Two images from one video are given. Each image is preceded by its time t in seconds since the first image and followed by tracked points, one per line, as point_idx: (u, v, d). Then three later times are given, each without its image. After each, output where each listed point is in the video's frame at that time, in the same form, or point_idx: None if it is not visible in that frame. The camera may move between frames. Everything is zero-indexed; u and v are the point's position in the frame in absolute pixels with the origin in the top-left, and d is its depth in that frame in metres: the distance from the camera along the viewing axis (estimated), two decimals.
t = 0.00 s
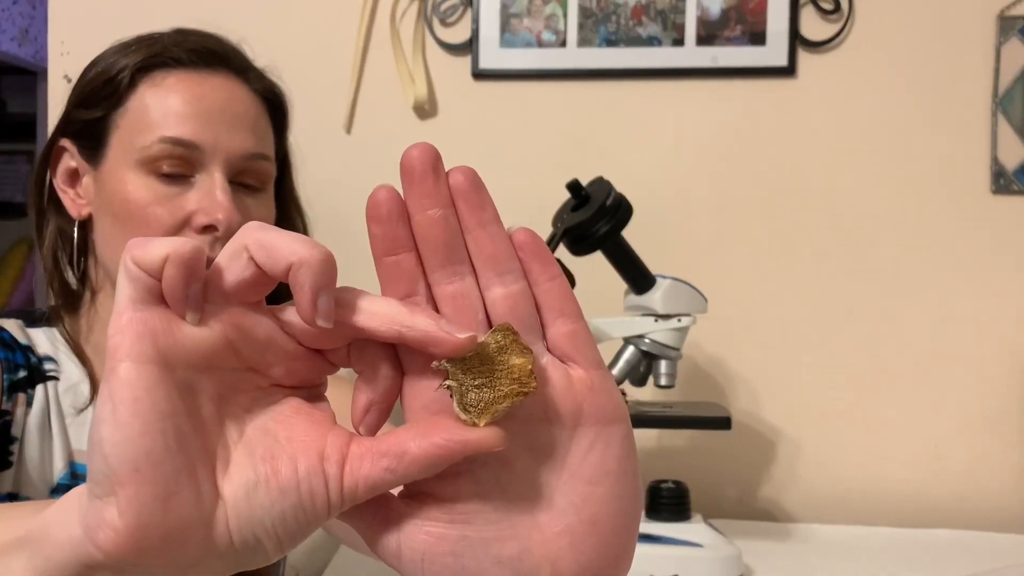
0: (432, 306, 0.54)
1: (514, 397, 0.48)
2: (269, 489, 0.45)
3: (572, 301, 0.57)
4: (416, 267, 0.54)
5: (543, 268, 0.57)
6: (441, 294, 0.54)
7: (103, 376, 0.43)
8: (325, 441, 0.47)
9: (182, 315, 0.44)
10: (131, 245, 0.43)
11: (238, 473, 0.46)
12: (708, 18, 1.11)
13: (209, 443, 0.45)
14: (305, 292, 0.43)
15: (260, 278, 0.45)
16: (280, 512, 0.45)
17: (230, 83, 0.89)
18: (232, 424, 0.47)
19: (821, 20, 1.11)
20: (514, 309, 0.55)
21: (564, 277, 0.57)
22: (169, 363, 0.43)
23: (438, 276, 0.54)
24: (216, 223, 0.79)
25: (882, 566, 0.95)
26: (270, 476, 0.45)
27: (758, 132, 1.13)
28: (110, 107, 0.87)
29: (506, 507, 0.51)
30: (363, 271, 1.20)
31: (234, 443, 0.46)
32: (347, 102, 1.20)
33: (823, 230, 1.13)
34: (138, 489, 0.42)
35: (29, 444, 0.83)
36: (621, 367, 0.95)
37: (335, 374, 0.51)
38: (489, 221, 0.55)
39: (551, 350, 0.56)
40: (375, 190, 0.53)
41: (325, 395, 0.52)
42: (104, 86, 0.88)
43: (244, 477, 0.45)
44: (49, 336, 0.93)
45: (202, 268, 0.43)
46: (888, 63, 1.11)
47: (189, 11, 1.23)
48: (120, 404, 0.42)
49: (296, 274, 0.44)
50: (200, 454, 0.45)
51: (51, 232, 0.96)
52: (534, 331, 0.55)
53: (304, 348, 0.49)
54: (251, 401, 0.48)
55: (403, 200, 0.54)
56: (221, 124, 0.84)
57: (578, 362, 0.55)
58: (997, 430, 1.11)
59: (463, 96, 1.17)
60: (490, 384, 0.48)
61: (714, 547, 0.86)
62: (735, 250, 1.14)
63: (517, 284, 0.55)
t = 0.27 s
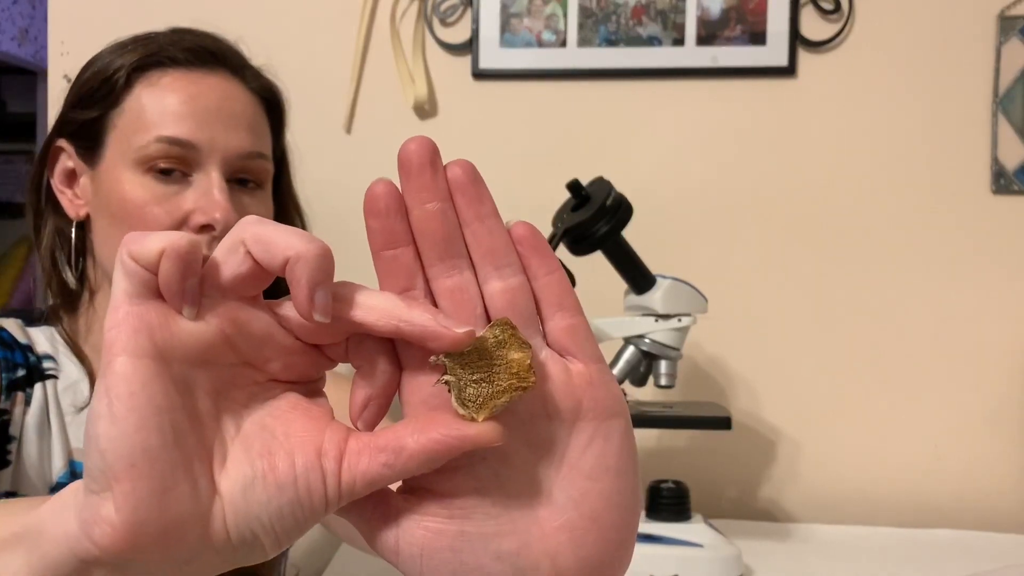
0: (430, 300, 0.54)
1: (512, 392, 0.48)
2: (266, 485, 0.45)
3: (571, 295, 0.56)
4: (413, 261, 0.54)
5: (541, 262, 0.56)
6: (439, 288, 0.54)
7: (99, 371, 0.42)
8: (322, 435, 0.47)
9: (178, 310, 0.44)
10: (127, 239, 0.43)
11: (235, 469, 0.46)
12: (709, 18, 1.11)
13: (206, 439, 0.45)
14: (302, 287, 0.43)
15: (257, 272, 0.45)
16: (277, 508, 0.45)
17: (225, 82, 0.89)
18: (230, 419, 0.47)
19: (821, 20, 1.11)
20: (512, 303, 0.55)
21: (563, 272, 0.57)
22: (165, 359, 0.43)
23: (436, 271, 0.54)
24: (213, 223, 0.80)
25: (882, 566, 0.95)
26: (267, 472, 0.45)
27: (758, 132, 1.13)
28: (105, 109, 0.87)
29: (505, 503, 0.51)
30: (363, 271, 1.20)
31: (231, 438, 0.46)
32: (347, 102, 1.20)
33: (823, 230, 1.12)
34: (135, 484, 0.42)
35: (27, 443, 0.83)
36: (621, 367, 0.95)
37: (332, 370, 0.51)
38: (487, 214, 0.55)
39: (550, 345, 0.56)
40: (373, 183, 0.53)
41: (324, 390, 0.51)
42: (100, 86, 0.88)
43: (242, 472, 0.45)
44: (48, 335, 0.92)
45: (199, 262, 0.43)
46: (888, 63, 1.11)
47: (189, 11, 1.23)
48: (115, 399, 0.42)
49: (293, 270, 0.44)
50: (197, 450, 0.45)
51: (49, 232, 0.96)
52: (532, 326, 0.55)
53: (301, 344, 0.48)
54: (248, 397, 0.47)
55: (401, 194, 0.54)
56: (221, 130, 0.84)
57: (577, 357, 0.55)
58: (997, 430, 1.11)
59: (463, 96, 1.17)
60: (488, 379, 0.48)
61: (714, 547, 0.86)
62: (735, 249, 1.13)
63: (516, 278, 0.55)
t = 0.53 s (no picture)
0: (434, 304, 0.54)
1: (514, 396, 0.48)
2: (270, 487, 0.45)
3: (573, 300, 0.57)
4: (418, 265, 0.54)
5: (544, 267, 0.57)
6: (442, 292, 0.54)
7: (103, 372, 0.43)
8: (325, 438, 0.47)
9: (182, 311, 0.44)
10: (132, 241, 0.43)
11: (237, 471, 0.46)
12: (708, 18, 1.11)
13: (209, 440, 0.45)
14: (307, 290, 0.43)
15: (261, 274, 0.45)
16: (280, 510, 0.45)
17: (218, 70, 0.89)
18: (234, 420, 0.47)
19: (821, 20, 1.11)
20: (515, 308, 0.55)
21: (566, 276, 0.57)
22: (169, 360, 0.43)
23: (439, 276, 0.54)
24: (212, 209, 0.79)
25: (882, 566, 0.95)
26: (270, 473, 0.45)
27: (758, 132, 1.13)
28: (99, 103, 0.87)
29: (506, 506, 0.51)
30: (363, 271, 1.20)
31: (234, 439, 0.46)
32: (347, 102, 1.20)
33: (823, 230, 1.12)
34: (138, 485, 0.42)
35: (27, 442, 0.83)
36: (621, 367, 0.95)
37: (336, 372, 0.51)
38: (491, 218, 0.55)
39: (552, 349, 0.56)
40: (377, 187, 0.53)
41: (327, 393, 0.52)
42: (95, 83, 0.88)
43: (245, 475, 0.45)
44: (50, 336, 0.92)
45: (204, 263, 0.43)
46: (888, 63, 1.11)
47: (189, 11, 1.23)
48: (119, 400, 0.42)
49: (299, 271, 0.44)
50: (200, 451, 0.45)
51: (48, 232, 0.97)
52: (535, 330, 0.55)
53: (305, 346, 0.48)
54: (252, 399, 0.47)
55: (406, 198, 0.54)
56: (218, 119, 0.84)
57: (579, 361, 0.55)
58: (997, 431, 1.11)
59: (463, 96, 1.17)
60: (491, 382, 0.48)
61: (714, 547, 0.86)
62: (735, 249, 1.14)
63: (519, 283, 0.55)
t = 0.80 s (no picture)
0: (439, 302, 0.55)
1: (519, 394, 0.48)
2: (276, 485, 0.45)
3: (578, 298, 0.57)
4: (424, 263, 0.54)
5: (550, 265, 0.56)
6: (448, 290, 0.54)
7: (110, 372, 0.42)
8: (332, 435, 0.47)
9: (189, 311, 0.44)
10: (139, 241, 0.43)
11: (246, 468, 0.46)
12: (708, 18, 1.11)
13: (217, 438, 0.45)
14: (312, 289, 0.43)
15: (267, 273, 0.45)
16: (287, 508, 0.45)
17: (215, 73, 0.89)
18: (240, 419, 0.47)
19: (821, 20, 1.11)
20: (521, 306, 0.55)
21: (571, 274, 0.57)
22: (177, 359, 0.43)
23: (445, 273, 0.54)
24: (207, 214, 0.80)
25: (882, 566, 0.95)
26: (278, 471, 0.45)
27: (758, 132, 1.13)
28: (97, 105, 0.87)
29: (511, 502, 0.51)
30: (364, 271, 1.20)
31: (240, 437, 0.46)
32: (347, 102, 1.20)
33: (824, 230, 1.12)
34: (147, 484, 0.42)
35: (28, 443, 0.82)
36: (621, 367, 0.95)
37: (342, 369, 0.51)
38: (497, 217, 0.55)
39: (557, 347, 0.56)
40: (385, 186, 0.53)
41: (332, 390, 0.52)
42: (93, 83, 0.88)
43: (251, 472, 0.45)
44: (49, 335, 0.92)
45: (211, 262, 0.43)
46: (888, 63, 1.11)
47: (188, 11, 1.23)
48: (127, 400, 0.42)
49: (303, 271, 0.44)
50: (207, 449, 0.45)
51: (46, 231, 0.97)
52: (540, 328, 0.55)
53: (311, 345, 0.49)
54: (258, 397, 0.48)
55: (413, 197, 0.54)
56: (218, 125, 0.84)
57: (584, 359, 0.55)
58: (997, 431, 1.11)
59: (463, 96, 1.17)
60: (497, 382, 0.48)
61: (714, 547, 0.86)
62: (735, 249, 1.14)
63: (525, 281, 0.55)
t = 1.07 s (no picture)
0: (439, 303, 0.55)
1: (517, 395, 0.48)
2: (274, 486, 0.45)
3: (577, 299, 0.57)
4: (423, 264, 0.54)
5: (549, 266, 0.56)
6: (447, 291, 0.54)
7: (107, 373, 0.42)
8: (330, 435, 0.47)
9: (186, 312, 0.44)
10: (136, 242, 0.43)
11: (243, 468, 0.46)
12: (708, 18, 1.11)
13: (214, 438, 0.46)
14: (309, 290, 0.43)
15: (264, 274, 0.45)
16: (285, 509, 0.45)
17: (215, 74, 0.89)
18: (237, 419, 0.47)
19: (821, 20, 1.11)
20: (520, 307, 0.55)
21: (570, 275, 0.57)
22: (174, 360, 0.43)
23: (445, 274, 0.54)
24: (207, 216, 0.80)
25: (882, 566, 0.95)
26: (275, 472, 0.45)
27: (758, 132, 1.13)
28: (98, 106, 0.87)
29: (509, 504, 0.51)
30: (363, 271, 1.20)
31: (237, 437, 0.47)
32: (347, 102, 1.20)
33: (824, 229, 1.12)
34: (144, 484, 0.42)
35: (28, 443, 0.83)
36: (621, 367, 0.95)
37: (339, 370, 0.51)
38: (496, 218, 0.55)
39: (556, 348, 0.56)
40: (383, 187, 0.53)
41: (330, 390, 0.52)
42: (93, 84, 0.88)
43: (249, 472, 0.45)
44: (49, 335, 0.92)
45: (208, 262, 0.43)
46: (888, 63, 1.11)
47: (188, 11, 1.23)
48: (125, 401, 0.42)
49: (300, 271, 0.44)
50: (205, 450, 0.45)
51: (47, 231, 0.97)
52: (539, 329, 0.55)
53: (309, 346, 0.49)
54: (255, 398, 0.48)
55: (412, 198, 0.54)
56: (218, 126, 0.84)
57: (584, 361, 0.55)
58: (998, 431, 1.11)
59: (463, 96, 1.17)
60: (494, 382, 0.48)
61: (714, 547, 0.86)
62: (735, 249, 1.14)
63: (524, 282, 0.55)
